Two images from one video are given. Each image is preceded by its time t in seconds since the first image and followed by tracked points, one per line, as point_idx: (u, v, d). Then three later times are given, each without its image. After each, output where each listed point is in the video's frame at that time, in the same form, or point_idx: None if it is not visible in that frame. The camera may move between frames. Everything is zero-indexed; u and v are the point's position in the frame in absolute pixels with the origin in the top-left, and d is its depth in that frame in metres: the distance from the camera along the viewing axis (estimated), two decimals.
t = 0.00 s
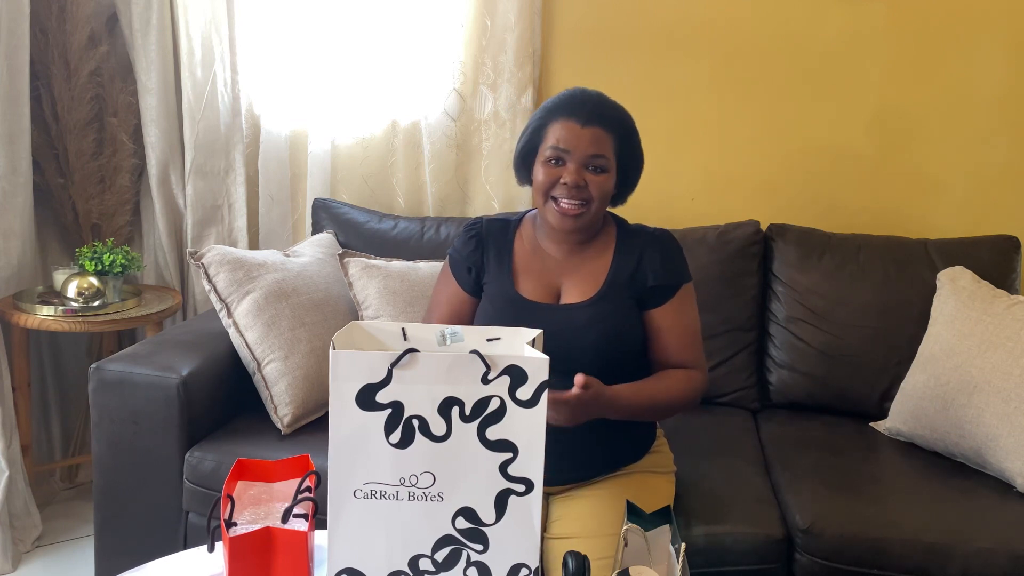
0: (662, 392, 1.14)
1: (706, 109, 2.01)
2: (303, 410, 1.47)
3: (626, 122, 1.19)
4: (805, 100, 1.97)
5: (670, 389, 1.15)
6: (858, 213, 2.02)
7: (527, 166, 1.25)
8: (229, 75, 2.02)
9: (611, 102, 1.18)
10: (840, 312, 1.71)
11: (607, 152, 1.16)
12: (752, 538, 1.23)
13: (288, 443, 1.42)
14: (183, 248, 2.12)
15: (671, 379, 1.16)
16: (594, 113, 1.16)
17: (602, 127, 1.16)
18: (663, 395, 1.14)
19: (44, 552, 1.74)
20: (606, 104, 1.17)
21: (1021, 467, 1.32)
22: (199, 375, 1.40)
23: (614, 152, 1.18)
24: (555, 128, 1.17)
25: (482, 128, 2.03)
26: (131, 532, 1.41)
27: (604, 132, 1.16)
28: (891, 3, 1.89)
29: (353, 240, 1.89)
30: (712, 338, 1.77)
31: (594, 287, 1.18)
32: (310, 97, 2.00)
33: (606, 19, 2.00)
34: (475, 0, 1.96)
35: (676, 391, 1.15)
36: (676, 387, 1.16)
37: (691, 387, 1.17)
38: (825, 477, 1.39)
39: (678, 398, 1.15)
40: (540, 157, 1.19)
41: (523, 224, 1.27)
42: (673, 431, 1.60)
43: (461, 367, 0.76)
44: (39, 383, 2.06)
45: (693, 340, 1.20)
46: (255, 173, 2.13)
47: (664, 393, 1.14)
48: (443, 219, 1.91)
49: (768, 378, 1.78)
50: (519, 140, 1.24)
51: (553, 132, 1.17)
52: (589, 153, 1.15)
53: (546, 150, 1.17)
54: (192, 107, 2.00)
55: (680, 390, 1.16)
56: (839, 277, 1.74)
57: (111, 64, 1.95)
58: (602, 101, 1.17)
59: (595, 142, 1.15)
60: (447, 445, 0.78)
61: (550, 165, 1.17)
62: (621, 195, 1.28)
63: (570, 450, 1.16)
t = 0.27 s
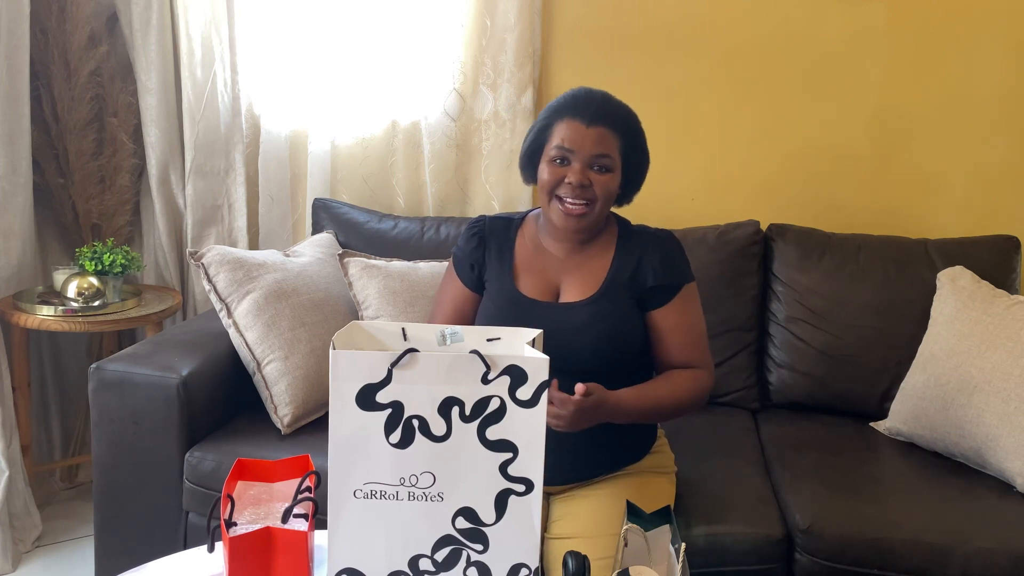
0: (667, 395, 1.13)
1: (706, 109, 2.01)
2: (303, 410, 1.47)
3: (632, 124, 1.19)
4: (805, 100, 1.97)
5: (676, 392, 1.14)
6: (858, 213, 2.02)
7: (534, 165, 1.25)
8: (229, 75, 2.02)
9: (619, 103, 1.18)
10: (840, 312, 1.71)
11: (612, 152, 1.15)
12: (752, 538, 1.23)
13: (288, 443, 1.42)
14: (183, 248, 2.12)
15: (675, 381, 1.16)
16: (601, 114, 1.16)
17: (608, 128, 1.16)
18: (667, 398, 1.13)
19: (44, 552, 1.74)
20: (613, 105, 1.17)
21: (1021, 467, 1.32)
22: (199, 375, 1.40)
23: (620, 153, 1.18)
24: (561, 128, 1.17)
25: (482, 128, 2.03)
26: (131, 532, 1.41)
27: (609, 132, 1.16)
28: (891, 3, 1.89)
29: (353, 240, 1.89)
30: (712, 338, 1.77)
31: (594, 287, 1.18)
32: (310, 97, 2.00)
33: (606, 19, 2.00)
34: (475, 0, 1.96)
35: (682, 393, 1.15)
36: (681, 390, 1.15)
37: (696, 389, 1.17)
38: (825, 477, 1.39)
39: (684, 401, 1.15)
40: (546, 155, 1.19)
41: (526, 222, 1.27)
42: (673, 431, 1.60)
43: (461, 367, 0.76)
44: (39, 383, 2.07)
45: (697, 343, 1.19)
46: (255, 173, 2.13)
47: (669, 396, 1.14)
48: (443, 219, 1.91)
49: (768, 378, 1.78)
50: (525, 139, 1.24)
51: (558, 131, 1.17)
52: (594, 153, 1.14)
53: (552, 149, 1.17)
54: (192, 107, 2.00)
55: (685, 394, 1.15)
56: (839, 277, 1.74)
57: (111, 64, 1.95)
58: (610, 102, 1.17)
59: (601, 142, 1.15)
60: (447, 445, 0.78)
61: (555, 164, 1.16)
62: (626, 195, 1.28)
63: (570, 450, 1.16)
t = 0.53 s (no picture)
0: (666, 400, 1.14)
1: (706, 109, 2.01)
2: (304, 410, 1.47)
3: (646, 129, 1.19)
4: (805, 100, 1.97)
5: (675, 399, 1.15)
6: (858, 213, 2.02)
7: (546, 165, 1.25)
8: (229, 75, 2.02)
9: (635, 108, 1.18)
10: (840, 312, 1.71)
11: (624, 156, 1.16)
12: (752, 538, 1.23)
13: (288, 443, 1.42)
14: (183, 248, 2.12)
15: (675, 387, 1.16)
16: (615, 117, 1.16)
17: (621, 132, 1.16)
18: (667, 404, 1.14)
19: (44, 552, 1.74)
20: (628, 109, 1.17)
21: (1021, 467, 1.32)
22: (199, 375, 1.40)
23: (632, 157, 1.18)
24: (574, 130, 1.17)
25: (482, 128, 2.03)
26: (131, 531, 1.41)
27: (622, 136, 1.16)
28: (891, 3, 1.89)
29: (353, 240, 1.89)
30: (712, 338, 1.78)
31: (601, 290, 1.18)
32: (310, 97, 2.00)
33: (606, 19, 2.00)
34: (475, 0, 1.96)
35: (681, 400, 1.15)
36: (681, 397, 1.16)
37: (696, 396, 1.17)
38: (825, 477, 1.39)
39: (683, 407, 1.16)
40: (557, 156, 1.19)
41: (534, 222, 1.26)
42: (673, 431, 1.60)
43: (461, 367, 0.76)
44: (39, 383, 2.06)
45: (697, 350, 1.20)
46: (255, 173, 2.13)
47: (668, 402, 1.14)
48: (443, 219, 1.91)
49: (768, 378, 1.78)
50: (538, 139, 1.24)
51: (571, 133, 1.17)
52: (606, 156, 1.15)
53: (564, 150, 1.17)
54: (193, 107, 2.00)
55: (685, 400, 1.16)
56: (839, 277, 1.74)
57: (111, 64, 1.95)
58: (624, 106, 1.17)
59: (613, 145, 1.15)
60: (447, 445, 0.78)
61: (567, 166, 1.17)
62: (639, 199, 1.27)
63: (570, 450, 1.16)
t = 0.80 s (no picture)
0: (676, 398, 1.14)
1: (706, 109, 2.01)
2: (304, 410, 1.47)
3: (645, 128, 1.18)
4: (804, 100, 1.97)
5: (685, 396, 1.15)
6: (858, 213, 2.02)
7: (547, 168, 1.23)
8: (229, 75, 2.02)
9: (633, 103, 1.16)
10: (840, 312, 1.71)
11: (626, 153, 1.14)
12: (752, 538, 1.23)
13: (288, 443, 1.42)
14: (183, 248, 2.12)
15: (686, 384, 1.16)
16: (614, 115, 1.14)
17: (622, 129, 1.14)
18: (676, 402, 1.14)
19: (44, 552, 1.74)
20: (626, 106, 1.15)
21: (1021, 467, 1.32)
22: (199, 375, 1.40)
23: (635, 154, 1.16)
24: (573, 130, 1.16)
25: (482, 128, 2.03)
26: (131, 531, 1.41)
27: (623, 132, 1.15)
28: (891, 3, 1.89)
29: (353, 240, 1.89)
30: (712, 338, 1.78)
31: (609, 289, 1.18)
32: (310, 97, 2.00)
33: (606, 19, 2.00)
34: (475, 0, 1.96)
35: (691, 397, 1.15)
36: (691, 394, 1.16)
37: (705, 393, 1.17)
38: (826, 477, 1.39)
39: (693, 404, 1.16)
40: (559, 157, 1.18)
41: (539, 222, 1.25)
42: (673, 431, 1.60)
43: (461, 367, 0.76)
44: (39, 383, 2.06)
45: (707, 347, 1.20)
46: (255, 173, 2.12)
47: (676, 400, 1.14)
48: (443, 219, 1.91)
49: (768, 378, 1.78)
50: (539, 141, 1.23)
51: (571, 133, 1.16)
52: (607, 154, 1.13)
53: (564, 151, 1.16)
54: (192, 107, 2.00)
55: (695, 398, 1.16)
56: (839, 277, 1.74)
57: (111, 64, 1.95)
58: (622, 102, 1.15)
59: (614, 143, 1.14)
60: (447, 445, 0.78)
61: (569, 166, 1.16)
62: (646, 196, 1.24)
63: (571, 450, 1.16)
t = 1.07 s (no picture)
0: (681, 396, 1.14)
1: (706, 109, 2.01)
2: (304, 410, 1.47)
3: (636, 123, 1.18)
4: (804, 100, 1.97)
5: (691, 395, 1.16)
6: (858, 213, 2.02)
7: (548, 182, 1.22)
8: (229, 75, 2.02)
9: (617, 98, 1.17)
10: (840, 312, 1.71)
11: (628, 146, 1.15)
12: (751, 538, 1.23)
13: (288, 443, 1.42)
14: (183, 248, 2.12)
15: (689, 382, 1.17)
16: (605, 112, 1.15)
17: (618, 124, 1.15)
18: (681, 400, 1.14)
19: (44, 552, 1.74)
20: (611, 100, 1.16)
21: (1021, 467, 1.32)
22: (199, 375, 1.40)
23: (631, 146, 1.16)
24: (571, 138, 1.15)
25: (482, 128, 2.03)
26: (131, 531, 1.41)
27: (621, 127, 1.15)
28: (891, 3, 1.89)
29: (353, 240, 1.89)
30: (712, 338, 1.77)
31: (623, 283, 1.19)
32: (310, 97, 2.00)
33: (606, 19, 2.00)
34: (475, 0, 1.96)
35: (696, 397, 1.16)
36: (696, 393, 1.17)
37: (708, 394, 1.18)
38: (825, 477, 1.39)
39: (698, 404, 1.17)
40: (563, 168, 1.17)
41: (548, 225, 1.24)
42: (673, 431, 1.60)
43: (461, 367, 0.76)
44: (39, 384, 2.07)
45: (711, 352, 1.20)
46: (255, 173, 2.12)
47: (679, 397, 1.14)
48: (443, 219, 1.91)
49: (768, 378, 1.78)
50: (534, 160, 1.21)
51: (570, 141, 1.15)
52: (613, 151, 1.13)
53: (570, 159, 1.15)
54: (192, 107, 2.00)
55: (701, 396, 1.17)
56: (839, 277, 1.74)
57: (111, 64, 1.95)
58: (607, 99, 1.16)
59: (616, 139, 1.14)
60: (447, 445, 0.78)
61: (578, 174, 1.14)
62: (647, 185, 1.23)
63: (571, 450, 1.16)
